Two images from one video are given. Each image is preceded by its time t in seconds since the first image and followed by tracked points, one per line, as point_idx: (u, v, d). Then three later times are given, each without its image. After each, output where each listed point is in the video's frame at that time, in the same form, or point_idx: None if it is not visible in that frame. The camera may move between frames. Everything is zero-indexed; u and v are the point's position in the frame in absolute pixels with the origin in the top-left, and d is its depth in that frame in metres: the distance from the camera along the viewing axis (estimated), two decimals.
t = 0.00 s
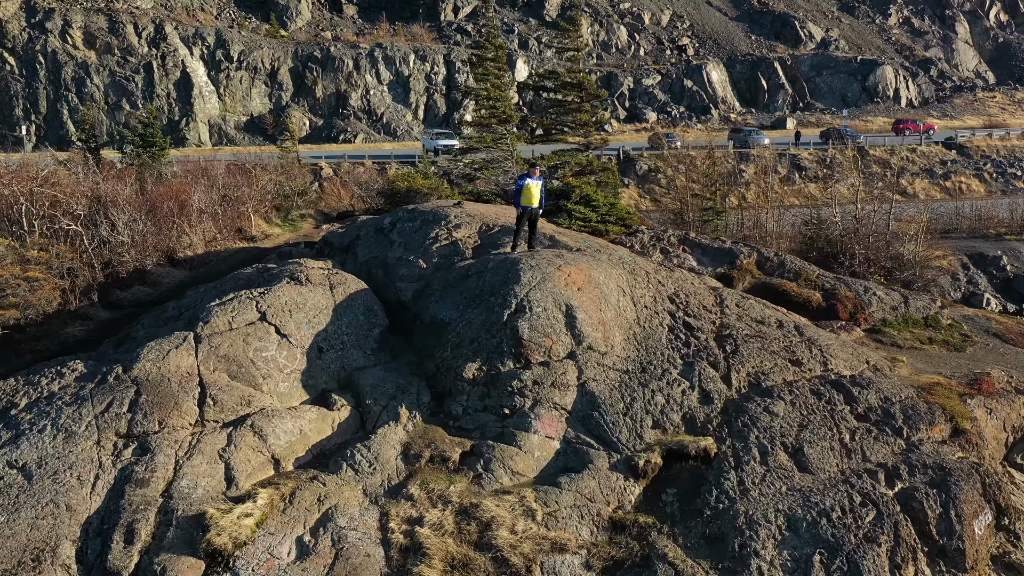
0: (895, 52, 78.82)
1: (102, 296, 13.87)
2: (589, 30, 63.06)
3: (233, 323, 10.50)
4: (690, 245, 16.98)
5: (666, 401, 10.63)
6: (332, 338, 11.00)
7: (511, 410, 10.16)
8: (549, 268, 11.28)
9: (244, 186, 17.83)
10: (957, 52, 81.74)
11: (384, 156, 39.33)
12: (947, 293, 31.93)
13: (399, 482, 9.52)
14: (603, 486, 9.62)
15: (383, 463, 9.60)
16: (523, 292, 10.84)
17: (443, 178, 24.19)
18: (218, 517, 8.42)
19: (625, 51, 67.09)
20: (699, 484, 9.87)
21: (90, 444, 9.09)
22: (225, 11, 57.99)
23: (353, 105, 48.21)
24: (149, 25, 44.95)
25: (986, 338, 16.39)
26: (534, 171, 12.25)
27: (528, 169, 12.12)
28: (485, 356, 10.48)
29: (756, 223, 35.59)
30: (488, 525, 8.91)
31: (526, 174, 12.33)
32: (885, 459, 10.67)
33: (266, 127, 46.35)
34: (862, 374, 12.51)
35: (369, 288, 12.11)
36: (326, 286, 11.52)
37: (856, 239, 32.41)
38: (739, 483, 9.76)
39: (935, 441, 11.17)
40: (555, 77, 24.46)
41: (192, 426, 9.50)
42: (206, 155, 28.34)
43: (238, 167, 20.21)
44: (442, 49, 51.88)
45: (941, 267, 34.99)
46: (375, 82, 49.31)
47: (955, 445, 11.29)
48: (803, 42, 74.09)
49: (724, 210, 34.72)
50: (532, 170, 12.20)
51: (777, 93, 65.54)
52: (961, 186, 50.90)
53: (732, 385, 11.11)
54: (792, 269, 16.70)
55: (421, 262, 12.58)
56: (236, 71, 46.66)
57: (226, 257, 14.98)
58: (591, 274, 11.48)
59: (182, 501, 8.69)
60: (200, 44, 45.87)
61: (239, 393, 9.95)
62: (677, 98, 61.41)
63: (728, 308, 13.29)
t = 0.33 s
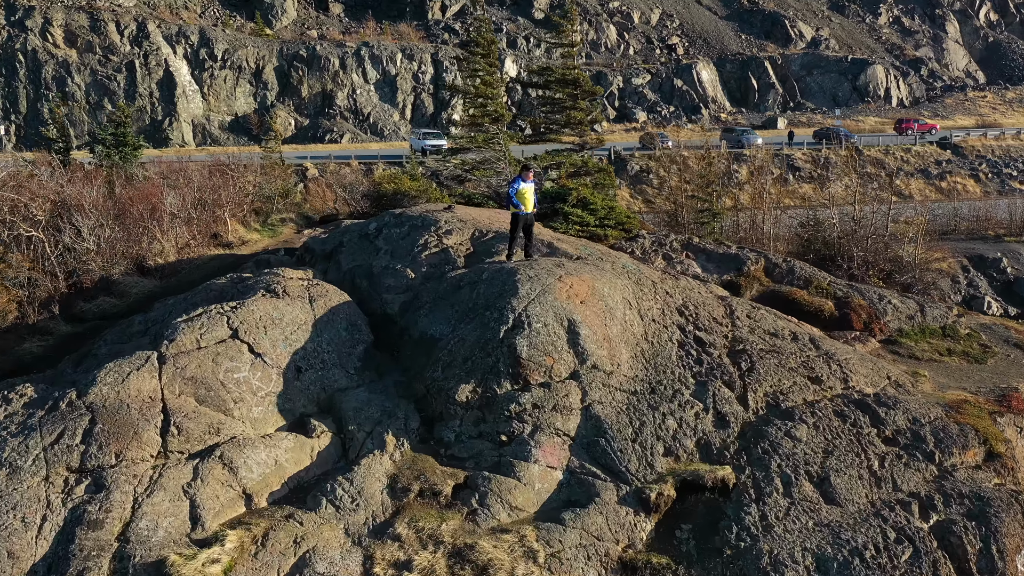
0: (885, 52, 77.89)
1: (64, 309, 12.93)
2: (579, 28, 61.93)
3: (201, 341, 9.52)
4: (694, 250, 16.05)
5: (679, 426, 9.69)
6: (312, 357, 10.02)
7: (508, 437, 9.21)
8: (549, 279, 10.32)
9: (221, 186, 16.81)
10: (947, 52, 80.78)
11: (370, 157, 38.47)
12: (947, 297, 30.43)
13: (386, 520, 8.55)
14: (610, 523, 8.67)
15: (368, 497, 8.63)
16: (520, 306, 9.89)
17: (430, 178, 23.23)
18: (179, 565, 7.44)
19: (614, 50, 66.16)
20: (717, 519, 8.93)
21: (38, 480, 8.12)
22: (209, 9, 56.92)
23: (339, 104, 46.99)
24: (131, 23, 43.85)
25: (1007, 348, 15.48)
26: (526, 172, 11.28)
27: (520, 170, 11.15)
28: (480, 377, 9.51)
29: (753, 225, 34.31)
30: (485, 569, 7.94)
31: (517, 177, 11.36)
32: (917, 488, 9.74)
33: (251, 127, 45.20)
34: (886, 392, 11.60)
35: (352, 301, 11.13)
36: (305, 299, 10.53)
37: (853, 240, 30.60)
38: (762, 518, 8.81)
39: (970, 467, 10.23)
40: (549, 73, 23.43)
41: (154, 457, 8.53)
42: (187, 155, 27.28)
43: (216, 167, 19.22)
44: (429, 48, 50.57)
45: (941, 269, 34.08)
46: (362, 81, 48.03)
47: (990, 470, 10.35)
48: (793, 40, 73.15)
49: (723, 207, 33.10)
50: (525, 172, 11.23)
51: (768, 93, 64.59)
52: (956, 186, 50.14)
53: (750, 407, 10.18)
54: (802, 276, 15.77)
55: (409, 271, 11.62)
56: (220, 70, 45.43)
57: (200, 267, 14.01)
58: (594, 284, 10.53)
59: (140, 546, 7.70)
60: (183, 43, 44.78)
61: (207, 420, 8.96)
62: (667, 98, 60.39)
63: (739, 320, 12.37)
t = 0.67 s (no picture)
0: (873, 51, 75.81)
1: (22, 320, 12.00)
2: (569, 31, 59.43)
3: (165, 360, 8.59)
4: (696, 254, 15.17)
5: (693, 452, 8.80)
6: (288, 376, 9.09)
7: (505, 466, 8.31)
8: (548, 289, 9.41)
9: (195, 187, 15.87)
10: (936, 51, 78.61)
11: (354, 156, 37.50)
12: (946, 300, 28.59)
13: (371, 562, 7.63)
14: (620, 563, 7.77)
15: (350, 536, 7.71)
16: (518, 320, 8.98)
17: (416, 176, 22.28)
18: None
19: (601, 49, 65.24)
20: (737, 558, 8.04)
21: None
22: (192, 7, 55.97)
23: (324, 103, 45.77)
24: (112, 20, 42.78)
25: None
26: (515, 173, 10.35)
27: (508, 172, 10.20)
28: (474, 400, 8.62)
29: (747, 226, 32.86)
30: None
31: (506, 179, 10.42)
32: (954, 519, 8.85)
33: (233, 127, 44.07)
34: (912, 410, 10.71)
35: (333, 314, 10.21)
36: (282, 312, 9.59)
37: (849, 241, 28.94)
38: (787, 557, 7.93)
39: (1008, 493, 9.34)
40: (541, 70, 22.54)
41: (109, 492, 7.61)
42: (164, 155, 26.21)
43: (192, 167, 18.25)
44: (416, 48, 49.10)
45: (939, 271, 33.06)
46: (346, 80, 46.65)
47: None
48: (781, 40, 72.09)
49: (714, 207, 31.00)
50: (514, 173, 10.29)
51: (756, 92, 63.46)
52: (949, 186, 49.32)
53: (769, 430, 9.31)
54: (811, 281, 14.87)
55: (395, 280, 10.70)
56: (203, 68, 44.29)
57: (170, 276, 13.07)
58: (597, 295, 9.63)
59: None
60: (164, 41, 43.57)
61: (171, 449, 8.03)
62: (655, 97, 59.28)
63: (751, 332, 11.50)
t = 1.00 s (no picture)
0: (861, 50, 74.95)
1: None
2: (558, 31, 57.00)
3: (124, 382, 7.70)
4: (700, 259, 14.37)
5: (711, 481, 7.96)
6: (262, 398, 8.22)
7: (504, 500, 7.46)
8: (549, 300, 8.55)
9: (168, 188, 14.95)
10: (924, 50, 77.80)
11: (338, 156, 36.47)
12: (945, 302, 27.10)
13: None
14: None
15: None
16: (518, 334, 8.12)
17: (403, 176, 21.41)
18: None
19: (589, 48, 64.05)
20: None
21: None
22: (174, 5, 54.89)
23: (308, 102, 44.71)
24: (91, 18, 41.53)
25: None
26: (509, 172, 9.48)
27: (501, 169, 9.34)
28: (469, 424, 7.76)
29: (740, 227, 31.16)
30: None
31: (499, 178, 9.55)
32: (996, 552, 8.03)
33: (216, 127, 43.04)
34: (940, 429, 9.90)
35: (313, 328, 9.33)
36: (256, 327, 8.72)
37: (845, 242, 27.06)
38: None
39: None
40: (534, 66, 21.47)
41: (55, 535, 6.74)
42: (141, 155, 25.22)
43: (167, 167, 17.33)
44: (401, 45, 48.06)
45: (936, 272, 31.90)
46: (331, 79, 45.70)
47: None
48: (770, 39, 71.14)
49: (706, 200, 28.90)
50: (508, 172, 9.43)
51: (745, 92, 62.70)
52: (942, 186, 48.49)
53: (791, 455, 8.49)
54: (821, 288, 14.07)
55: (381, 290, 9.86)
56: (185, 67, 43.22)
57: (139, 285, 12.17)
58: (603, 306, 8.79)
59: None
60: (145, 40, 42.59)
61: (130, 482, 7.15)
62: (643, 96, 58.43)
63: (764, 344, 10.67)
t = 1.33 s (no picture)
0: (850, 49, 73.91)
1: None
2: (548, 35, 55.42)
3: (74, 407, 6.84)
4: (703, 263, 13.57)
5: (731, 516, 7.16)
6: (231, 422, 7.36)
7: (501, 540, 6.64)
8: (550, 313, 7.75)
9: (139, 187, 14.06)
10: (913, 49, 76.78)
11: (322, 156, 35.53)
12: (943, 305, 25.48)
13: None
14: None
15: None
16: (516, 350, 7.31)
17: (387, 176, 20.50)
18: None
19: (577, 47, 63.27)
20: None
21: None
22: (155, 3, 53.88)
23: (293, 101, 43.68)
24: (72, 16, 40.50)
25: None
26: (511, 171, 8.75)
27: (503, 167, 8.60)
28: (462, 452, 6.93)
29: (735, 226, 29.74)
30: None
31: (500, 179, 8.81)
32: None
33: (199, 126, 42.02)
34: (971, 451, 9.12)
35: (290, 343, 8.48)
36: (226, 343, 7.86)
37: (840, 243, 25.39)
38: None
39: None
40: (525, 60, 20.60)
41: None
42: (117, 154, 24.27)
43: (138, 165, 16.43)
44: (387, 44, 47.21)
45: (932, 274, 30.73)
46: (315, 77, 44.73)
47: None
48: (758, 38, 70.18)
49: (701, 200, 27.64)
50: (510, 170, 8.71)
51: (733, 91, 61.83)
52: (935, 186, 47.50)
53: (817, 485, 7.70)
54: (832, 294, 13.29)
55: (364, 298, 9.03)
56: (167, 65, 42.24)
57: (103, 294, 11.30)
58: (609, 318, 7.98)
59: None
60: (127, 38, 41.57)
61: (77, 524, 6.29)
62: (631, 95, 57.58)
63: (779, 358, 9.88)
